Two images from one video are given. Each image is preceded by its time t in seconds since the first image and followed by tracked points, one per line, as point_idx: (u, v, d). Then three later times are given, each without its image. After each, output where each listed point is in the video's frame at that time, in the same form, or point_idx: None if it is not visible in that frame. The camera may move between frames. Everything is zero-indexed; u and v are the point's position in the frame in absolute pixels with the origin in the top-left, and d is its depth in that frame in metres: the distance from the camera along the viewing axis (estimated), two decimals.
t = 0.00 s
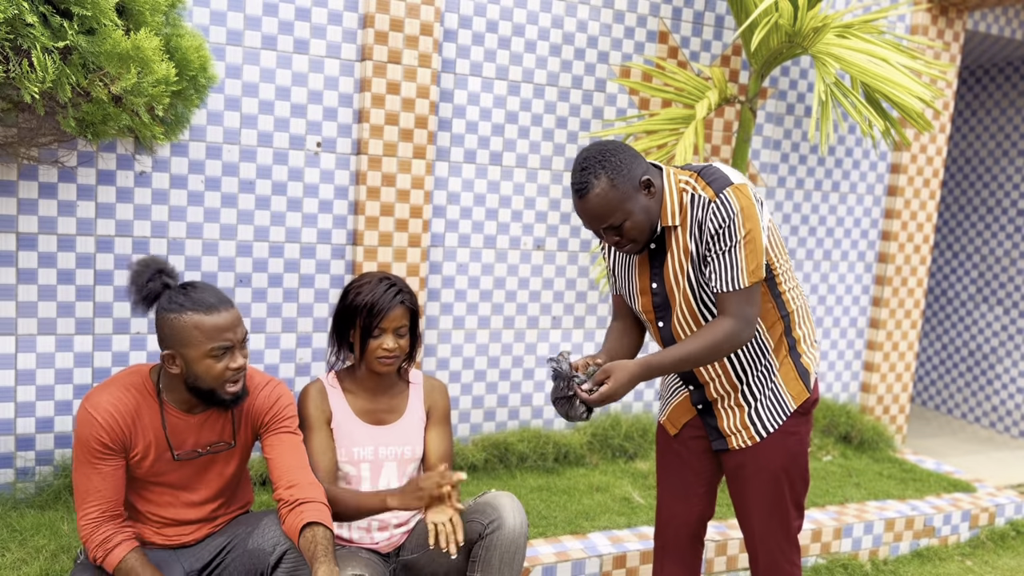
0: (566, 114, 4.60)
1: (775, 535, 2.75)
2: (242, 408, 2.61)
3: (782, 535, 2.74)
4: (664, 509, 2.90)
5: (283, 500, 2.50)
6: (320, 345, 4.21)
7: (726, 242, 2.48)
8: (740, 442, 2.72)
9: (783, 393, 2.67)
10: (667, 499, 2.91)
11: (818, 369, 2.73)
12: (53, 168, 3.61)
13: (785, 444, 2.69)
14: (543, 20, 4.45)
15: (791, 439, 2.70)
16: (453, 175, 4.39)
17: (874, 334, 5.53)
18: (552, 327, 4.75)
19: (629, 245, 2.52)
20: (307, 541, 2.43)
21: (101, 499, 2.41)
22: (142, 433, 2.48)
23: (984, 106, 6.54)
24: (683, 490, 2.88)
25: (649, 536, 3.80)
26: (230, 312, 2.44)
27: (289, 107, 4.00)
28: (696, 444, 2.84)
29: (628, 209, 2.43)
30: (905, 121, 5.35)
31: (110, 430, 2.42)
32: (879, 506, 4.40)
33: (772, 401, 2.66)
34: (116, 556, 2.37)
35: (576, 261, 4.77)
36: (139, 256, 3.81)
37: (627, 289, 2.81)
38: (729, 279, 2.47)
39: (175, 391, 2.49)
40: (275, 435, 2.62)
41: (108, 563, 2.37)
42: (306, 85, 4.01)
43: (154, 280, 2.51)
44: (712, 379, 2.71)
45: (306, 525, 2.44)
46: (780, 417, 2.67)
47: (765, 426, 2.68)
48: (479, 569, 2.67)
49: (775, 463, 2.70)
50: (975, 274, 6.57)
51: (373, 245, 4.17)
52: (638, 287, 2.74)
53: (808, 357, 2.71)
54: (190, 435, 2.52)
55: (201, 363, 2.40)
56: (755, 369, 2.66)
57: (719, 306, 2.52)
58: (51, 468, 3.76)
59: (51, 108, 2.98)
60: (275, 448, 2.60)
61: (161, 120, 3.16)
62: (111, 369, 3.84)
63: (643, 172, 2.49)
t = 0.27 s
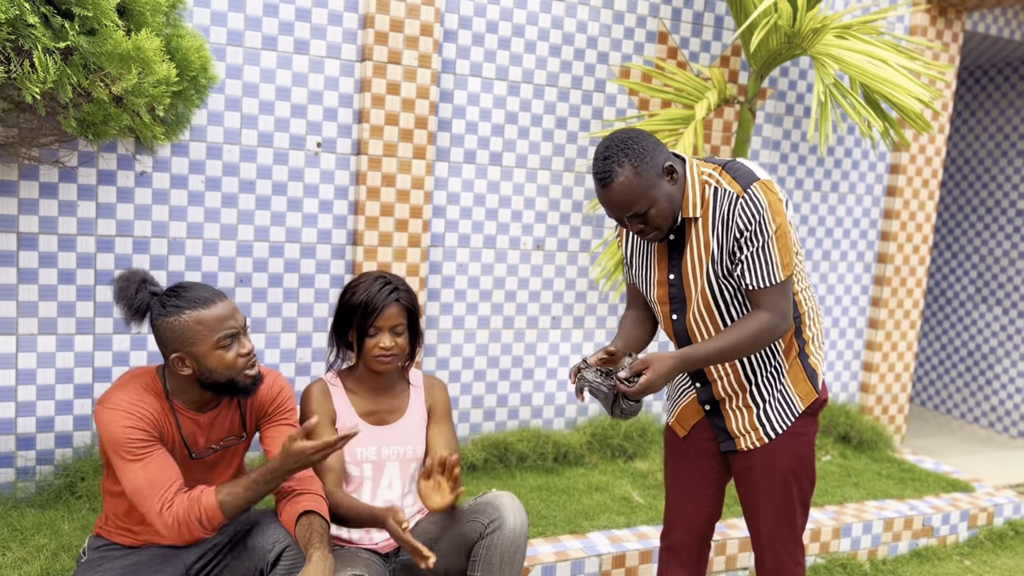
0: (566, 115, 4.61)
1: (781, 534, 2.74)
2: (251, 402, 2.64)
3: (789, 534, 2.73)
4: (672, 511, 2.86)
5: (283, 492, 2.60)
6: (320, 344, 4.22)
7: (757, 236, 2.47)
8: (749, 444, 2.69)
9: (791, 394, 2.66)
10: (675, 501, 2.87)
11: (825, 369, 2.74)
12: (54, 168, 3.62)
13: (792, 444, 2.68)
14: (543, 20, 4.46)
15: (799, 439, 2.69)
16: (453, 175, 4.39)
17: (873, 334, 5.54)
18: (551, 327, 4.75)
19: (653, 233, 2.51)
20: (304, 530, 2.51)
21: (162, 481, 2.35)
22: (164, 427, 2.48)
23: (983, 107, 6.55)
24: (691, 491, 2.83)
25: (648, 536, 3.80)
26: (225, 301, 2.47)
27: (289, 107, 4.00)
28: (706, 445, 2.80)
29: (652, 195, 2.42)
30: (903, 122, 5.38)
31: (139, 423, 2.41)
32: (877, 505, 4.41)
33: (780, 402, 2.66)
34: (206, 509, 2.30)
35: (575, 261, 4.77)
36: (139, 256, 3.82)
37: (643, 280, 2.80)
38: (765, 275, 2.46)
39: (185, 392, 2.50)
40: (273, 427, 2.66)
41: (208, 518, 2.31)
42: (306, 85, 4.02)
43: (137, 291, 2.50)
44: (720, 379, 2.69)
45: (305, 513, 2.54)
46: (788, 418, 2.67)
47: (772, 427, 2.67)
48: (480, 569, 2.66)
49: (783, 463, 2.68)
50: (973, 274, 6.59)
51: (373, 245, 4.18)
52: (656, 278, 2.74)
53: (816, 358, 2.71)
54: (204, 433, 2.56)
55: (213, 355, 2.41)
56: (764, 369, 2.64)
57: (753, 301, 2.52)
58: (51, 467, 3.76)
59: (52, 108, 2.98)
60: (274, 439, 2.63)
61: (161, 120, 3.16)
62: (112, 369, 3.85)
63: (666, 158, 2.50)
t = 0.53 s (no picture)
0: (566, 115, 4.62)
1: (786, 536, 2.73)
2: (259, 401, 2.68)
3: (793, 537, 2.73)
4: (677, 511, 2.87)
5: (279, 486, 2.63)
6: (320, 344, 4.23)
7: (781, 235, 2.47)
8: (756, 445, 2.69)
9: (799, 396, 2.66)
10: (679, 502, 2.87)
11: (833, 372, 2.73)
12: (55, 168, 3.63)
13: (799, 446, 2.67)
14: (543, 21, 4.47)
15: (806, 440, 2.68)
16: (453, 175, 4.40)
17: (872, 334, 5.55)
18: (551, 327, 4.76)
19: (675, 230, 2.51)
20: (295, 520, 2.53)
21: (216, 448, 2.36)
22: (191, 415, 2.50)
23: (982, 108, 6.57)
24: (696, 492, 2.84)
25: (648, 536, 3.81)
26: (231, 300, 2.48)
27: (290, 107, 4.01)
28: (713, 446, 2.80)
29: (677, 192, 2.41)
30: (903, 123, 5.40)
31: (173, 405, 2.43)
32: (877, 505, 4.41)
33: (788, 404, 2.65)
34: (283, 463, 2.37)
35: (575, 261, 4.78)
36: (140, 256, 3.83)
37: (658, 275, 2.81)
38: (790, 274, 2.47)
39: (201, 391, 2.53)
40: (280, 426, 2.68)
41: (286, 466, 2.37)
42: (307, 86, 4.03)
43: (145, 294, 2.52)
44: (731, 377, 2.70)
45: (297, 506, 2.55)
46: (796, 420, 2.66)
47: (780, 428, 2.66)
48: (479, 568, 2.67)
49: (789, 465, 2.68)
50: (973, 274, 6.60)
51: (373, 245, 4.19)
52: (673, 273, 2.75)
53: (825, 360, 2.70)
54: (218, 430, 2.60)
55: (223, 355, 2.42)
56: (773, 369, 2.66)
57: (775, 300, 2.53)
58: (52, 467, 3.77)
59: (54, 109, 2.98)
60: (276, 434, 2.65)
61: (163, 121, 3.16)
62: (113, 369, 3.86)
63: (691, 154, 2.50)
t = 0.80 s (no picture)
0: (566, 115, 4.62)
1: (788, 536, 2.73)
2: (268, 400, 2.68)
3: (796, 536, 2.73)
4: (679, 511, 2.87)
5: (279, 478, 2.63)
6: (320, 344, 4.24)
7: (797, 233, 2.48)
8: (760, 444, 2.70)
9: (803, 395, 2.67)
10: (682, 501, 2.87)
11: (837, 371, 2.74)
12: (56, 168, 3.63)
13: (803, 445, 2.68)
14: (543, 22, 4.47)
15: (810, 440, 2.69)
16: (454, 175, 4.41)
17: (872, 334, 5.56)
18: (551, 327, 4.77)
19: (690, 221, 2.51)
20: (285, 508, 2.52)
21: (236, 441, 2.37)
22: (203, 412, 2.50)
23: (982, 108, 6.57)
24: (698, 492, 2.84)
25: (648, 535, 3.82)
26: (243, 299, 2.48)
27: (291, 107, 4.02)
28: (716, 445, 2.81)
29: (696, 183, 2.41)
30: (902, 123, 5.41)
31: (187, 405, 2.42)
32: (876, 505, 4.42)
33: (793, 403, 2.66)
34: (301, 448, 2.36)
35: (575, 261, 4.79)
36: (140, 255, 3.83)
37: (669, 268, 2.81)
38: (805, 272, 2.48)
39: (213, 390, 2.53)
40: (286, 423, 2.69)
41: (305, 457, 2.37)
42: (307, 86, 4.04)
43: (155, 292, 2.50)
44: (736, 375, 2.71)
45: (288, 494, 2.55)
46: (800, 419, 2.67)
47: (784, 427, 2.67)
48: (480, 567, 2.70)
49: (793, 464, 2.69)
50: (972, 274, 6.60)
51: (373, 245, 4.19)
52: (683, 265, 2.75)
53: (829, 360, 2.72)
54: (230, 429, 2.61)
55: (235, 353, 2.43)
56: (778, 368, 2.66)
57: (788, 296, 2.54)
58: (53, 466, 3.78)
59: (55, 108, 2.99)
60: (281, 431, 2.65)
61: (164, 120, 3.17)
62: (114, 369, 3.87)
63: (711, 146, 2.50)
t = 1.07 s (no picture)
0: (565, 116, 4.63)
1: (787, 535, 2.74)
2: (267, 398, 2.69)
3: (795, 535, 2.74)
4: (678, 510, 2.88)
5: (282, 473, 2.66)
6: (320, 344, 4.25)
7: (808, 232, 2.49)
8: (758, 443, 2.70)
9: (801, 394, 2.68)
10: (681, 501, 2.88)
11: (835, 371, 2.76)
12: (56, 168, 3.64)
13: (803, 444, 2.69)
14: (543, 22, 4.48)
15: (808, 439, 2.69)
16: (453, 176, 4.42)
17: (871, 334, 5.57)
18: (550, 327, 4.77)
19: (695, 215, 2.52)
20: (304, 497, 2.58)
21: (185, 448, 2.34)
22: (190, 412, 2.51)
23: (981, 108, 6.58)
24: (697, 491, 2.85)
25: (647, 534, 3.83)
26: (263, 299, 2.51)
27: (291, 107, 4.03)
28: (716, 445, 2.81)
29: (705, 178, 2.42)
30: (901, 123, 5.42)
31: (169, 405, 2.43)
32: (875, 504, 4.43)
33: (791, 402, 2.67)
34: (235, 450, 2.32)
35: (575, 261, 4.80)
36: (141, 256, 3.84)
37: (673, 263, 2.81)
38: (813, 271, 2.49)
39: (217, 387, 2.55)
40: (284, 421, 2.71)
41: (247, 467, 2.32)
42: (307, 86, 4.04)
43: (177, 287, 2.44)
44: (734, 373, 2.72)
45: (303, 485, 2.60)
46: (798, 418, 2.67)
47: (782, 426, 2.67)
48: (481, 566, 2.70)
49: (792, 463, 2.70)
50: (971, 274, 6.61)
51: (373, 245, 4.20)
52: (687, 261, 2.74)
53: (827, 360, 2.73)
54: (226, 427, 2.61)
55: (257, 353, 2.46)
56: (777, 366, 2.67)
57: (795, 296, 2.55)
58: (53, 466, 3.78)
59: (56, 109, 3.00)
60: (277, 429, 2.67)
61: (164, 120, 3.17)
62: (114, 368, 3.87)
63: (720, 141, 2.51)
